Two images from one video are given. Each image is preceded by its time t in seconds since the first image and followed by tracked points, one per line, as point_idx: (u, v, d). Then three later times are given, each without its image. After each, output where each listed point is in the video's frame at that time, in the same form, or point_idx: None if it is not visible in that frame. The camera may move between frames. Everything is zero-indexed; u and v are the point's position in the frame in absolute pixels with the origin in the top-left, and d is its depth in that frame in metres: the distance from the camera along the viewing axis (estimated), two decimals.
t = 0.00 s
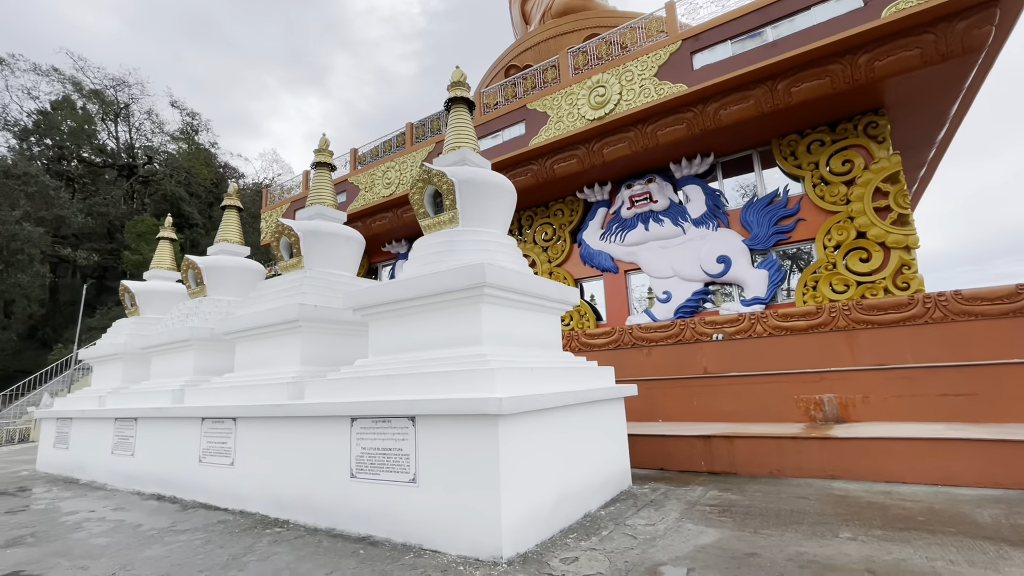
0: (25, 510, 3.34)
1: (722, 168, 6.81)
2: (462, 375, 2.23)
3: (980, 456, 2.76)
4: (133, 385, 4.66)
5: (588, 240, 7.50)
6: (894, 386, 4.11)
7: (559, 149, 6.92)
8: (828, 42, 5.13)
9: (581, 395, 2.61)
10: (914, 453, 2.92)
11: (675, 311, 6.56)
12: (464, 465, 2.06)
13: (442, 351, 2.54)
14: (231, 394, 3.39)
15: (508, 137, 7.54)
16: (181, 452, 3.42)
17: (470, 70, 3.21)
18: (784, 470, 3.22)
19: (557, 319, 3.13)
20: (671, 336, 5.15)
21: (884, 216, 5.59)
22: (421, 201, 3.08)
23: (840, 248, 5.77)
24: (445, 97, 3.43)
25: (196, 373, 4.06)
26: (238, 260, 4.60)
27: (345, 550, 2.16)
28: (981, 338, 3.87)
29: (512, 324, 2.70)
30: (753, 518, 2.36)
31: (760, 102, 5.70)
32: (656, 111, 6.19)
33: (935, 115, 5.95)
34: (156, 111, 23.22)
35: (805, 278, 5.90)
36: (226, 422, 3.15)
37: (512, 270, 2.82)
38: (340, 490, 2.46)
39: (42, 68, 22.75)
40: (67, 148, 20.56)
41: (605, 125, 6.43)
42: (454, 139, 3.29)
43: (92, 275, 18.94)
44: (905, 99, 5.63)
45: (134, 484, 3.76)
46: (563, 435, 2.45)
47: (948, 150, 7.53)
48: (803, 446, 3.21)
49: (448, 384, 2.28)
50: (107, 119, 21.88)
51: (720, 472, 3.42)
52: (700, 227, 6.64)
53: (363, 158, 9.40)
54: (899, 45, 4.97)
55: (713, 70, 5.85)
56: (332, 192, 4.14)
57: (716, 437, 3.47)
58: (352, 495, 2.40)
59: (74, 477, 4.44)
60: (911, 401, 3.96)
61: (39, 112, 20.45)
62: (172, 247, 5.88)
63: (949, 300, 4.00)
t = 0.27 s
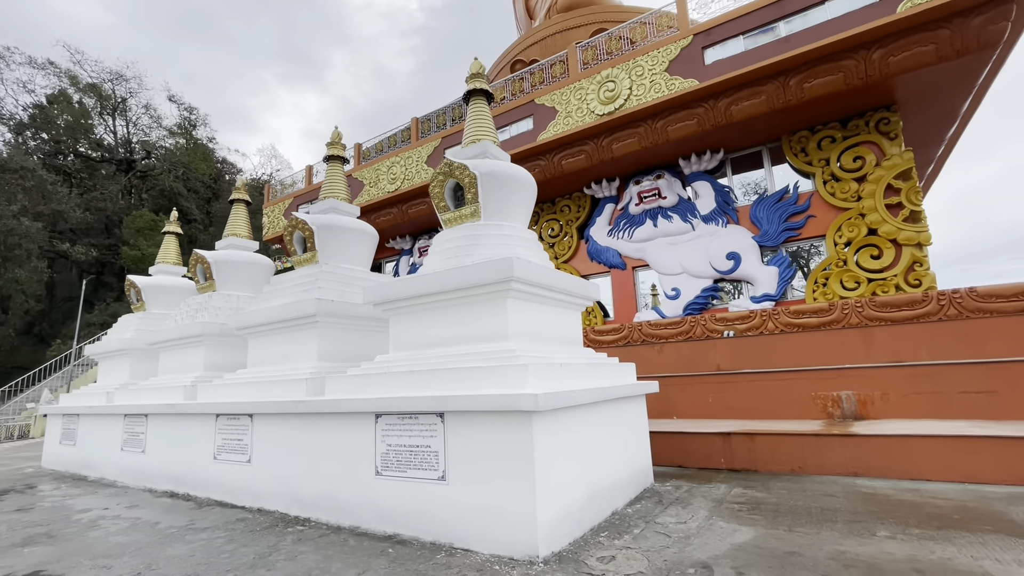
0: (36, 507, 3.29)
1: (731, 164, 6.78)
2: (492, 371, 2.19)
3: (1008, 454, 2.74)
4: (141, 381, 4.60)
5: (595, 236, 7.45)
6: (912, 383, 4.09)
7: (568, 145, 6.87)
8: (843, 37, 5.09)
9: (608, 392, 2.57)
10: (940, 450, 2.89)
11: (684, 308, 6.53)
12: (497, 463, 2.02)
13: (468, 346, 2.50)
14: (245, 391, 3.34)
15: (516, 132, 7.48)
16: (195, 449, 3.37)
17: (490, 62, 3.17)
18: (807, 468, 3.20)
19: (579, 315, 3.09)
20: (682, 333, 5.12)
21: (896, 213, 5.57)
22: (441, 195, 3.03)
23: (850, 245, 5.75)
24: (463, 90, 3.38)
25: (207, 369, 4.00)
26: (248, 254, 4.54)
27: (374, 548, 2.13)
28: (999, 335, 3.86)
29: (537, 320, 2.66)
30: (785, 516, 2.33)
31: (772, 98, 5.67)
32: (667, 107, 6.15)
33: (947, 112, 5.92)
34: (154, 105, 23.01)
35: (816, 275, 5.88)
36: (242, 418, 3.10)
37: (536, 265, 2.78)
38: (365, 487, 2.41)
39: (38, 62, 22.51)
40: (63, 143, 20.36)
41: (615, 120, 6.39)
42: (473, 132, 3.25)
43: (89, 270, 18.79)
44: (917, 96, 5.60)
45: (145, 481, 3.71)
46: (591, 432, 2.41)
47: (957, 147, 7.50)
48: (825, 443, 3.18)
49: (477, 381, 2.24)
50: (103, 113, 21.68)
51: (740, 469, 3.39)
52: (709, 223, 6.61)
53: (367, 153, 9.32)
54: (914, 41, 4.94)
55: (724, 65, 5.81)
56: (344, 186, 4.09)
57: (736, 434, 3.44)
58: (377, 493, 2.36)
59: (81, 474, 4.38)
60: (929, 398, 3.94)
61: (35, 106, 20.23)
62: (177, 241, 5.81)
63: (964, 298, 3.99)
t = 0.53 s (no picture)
0: (50, 504, 3.25)
1: (741, 161, 6.75)
2: (523, 368, 2.16)
3: None
4: (151, 378, 4.56)
5: (603, 234, 7.41)
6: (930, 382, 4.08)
7: (577, 142, 6.84)
8: (857, 33, 5.06)
9: (636, 389, 2.55)
10: (966, 449, 2.87)
11: (694, 305, 6.50)
12: (531, 460, 1.99)
13: (494, 343, 2.46)
14: (262, 388, 3.30)
15: (524, 128, 7.44)
16: (211, 446, 3.33)
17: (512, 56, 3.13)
18: (829, 466, 3.18)
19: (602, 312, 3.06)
20: (693, 331, 5.11)
21: (908, 211, 5.55)
22: (464, 190, 2.99)
23: (863, 243, 5.73)
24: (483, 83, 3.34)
25: (220, 366, 3.96)
26: (259, 251, 4.50)
27: (404, 547, 2.10)
28: (1017, 333, 3.84)
29: (564, 316, 2.62)
30: (817, 515, 2.30)
31: (785, 95, 5.64)
32: (678, 103, 6.12)
33: (959, 109, 5.90)
34: (154, 101, 22.88)
35: (827, 273, 5.86)
36: (261, 415, 3.06)
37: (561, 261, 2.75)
38: (390, 485, 2.38)
39: (36, 57, 22.36)
40: (62, 139, 20.23)
41: (625, 116, 6.35)
42: (493, 127, 3.22)
43: (89, 267, 18.69)
44: (930, 93, 5.58)
45: (159, 479, 3.68)
46: (621, 430, 2.39)
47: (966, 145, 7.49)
48: (848, 441, 3.16)
49: (508, 378, 2.21)
50: (102, 109, 21.53)
51: (760, 467, 3.37)
52: (719, 221, 6.58)
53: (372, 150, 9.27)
54: (930, 37, 4.92)
55: (737, 62, 5.78)
56: (359, 182, 4.05)
57: (757, 432, 3.42)
58: (404, 490, 2.33)
59: (92, 471, 4.34)
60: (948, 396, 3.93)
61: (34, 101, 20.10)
62: (185, 237, 5.76)
63: (980, 296, 3.99)
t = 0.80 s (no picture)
0: (66, 503, 3.22)
1: (751, 160, 6.74)
2: (557, 365, 2.14)
3: None
4: (163, 375, 4.52)
5: (612, 232, 7.38)
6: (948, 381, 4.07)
7: (587, 139, 6.81)
8: (872, 31, 5.05)
9: (666, 388, 2.53)
10: (992, 447, 2.86)
11: (704, 304, 6.49)
12: (568, 458, 1.96)
13: (524, 341, 2.44)
14: (280, 385, 3.27)
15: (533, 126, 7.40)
16: (228, 444, 3.30)
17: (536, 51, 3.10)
18: (853, 465, 3.16)
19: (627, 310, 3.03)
20: (706, 329, 5.10)
21: (921, 210, 5.54)
22: (488, 185, 2.96)
23: (875, 242, 5.72)
24: (505, 78, 3.31)
25: (234, 363, 3.93)
26: (272, 248, 4.46)
27: (437, 546, 2.07)
28: None
29: (592, 314, 2.60)
30: (851, 514, 2.28)
31: (797, 93, 5.62)
32: (689, 101, 6.10)
33: (971, 109, 5.90)
34: (153, 98, 22.76)
35: (839, 272, 5.85)
36: (281, 413, 3.03)
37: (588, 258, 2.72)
38: (419, 483, 2.35)
39: (35, 53, 22.22)
40: (61, 136, 20.11)
41: (636, 114, 6.33)
42: (515, 122, 3.19)
43: (89, 264, 18.58)
44: (943, 92, 5.57)
45: (174, 477, 3.64)
46: (652, 428, 2.36)
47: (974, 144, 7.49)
48: (872, 440, 3.14)
49: (541, 375, 2.18)
50: (102, 106, 21.41)
51: (782, 466, 3.35)
52: (730, 219, 6.56)
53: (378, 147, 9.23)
54: (945, 36, 4.91)
55: (750, 60, 5.76)
56: (375, 178, 4.01)
57: (779, 431, 3.41)
58: (434, 489, 2.30)
59: (103, 469, 4.30)
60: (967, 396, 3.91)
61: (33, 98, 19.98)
62: (194, 234, 5.72)
63: (996, 294, 3.98)
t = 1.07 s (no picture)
0: (80, 502, 3.18)
1: (761, 158, 6.72)
2: (589, 363, 2.11)
3: None
4: (173, 373, 4.48)
5: (620, 230, 7.33)
6: (965, 380, 4.05)
7: (596, 137, 6.78)
8: (886, 29, 5.02)
9: (694, 386, 2.50)
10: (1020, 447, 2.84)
11: (713, 303, 6.46)
12: (604, 457, 1.93)
13: (552, 338, 2.40)
14: (297, 383, 3.23)
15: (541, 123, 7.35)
16: (244, 443, 3.26)
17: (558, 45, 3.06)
18: (876, 464, 3.14)
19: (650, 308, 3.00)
20: (717, 328, 5.08)
21: (934, 209, 5.52)
22: (510, 182, 2.91)
23: (886, 240, 5.70)
24: (525, 73, 3.27)
25: (247, 361, 3.89)
26: (284, 245, 4.42)
27: (468, 547, 2.04)
28: None
29: (619, 311, 2.56)
30: (885, 514, 2.25)
31: (810, 91, 5.60)
32: (700, 99, 6.07)
33: (982, 108, 5.88)
34: (153, 95, 22.64)
35: (850, 270, 5.83)
36: (300, 411, 2.99)
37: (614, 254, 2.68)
38: (446, 483, 2.32)
39: (33, 50, 22.08)
40: (61, 133, 20.00)
41: (646, 112, 6.31)
42: (536, 118, 3.15)
43: (88, 262, 18.46)
44: (956, 90, 5.55)
45: (187, 476, 3.60)
46: (683, 426, 2.34)
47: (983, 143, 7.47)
48: (896, 439, 3.12)
49: (573, 373, 2.15)
50: (101, 103, 21.28)
51: (803, 465, 3.33)
52: (740, 218, 6.54)
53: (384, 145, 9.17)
54: (960, 33, 4.89)
55: (762, 57, 5.73)
56: (390, 175, 3.97)
57: (800, 430, 3.38)
58: (462, 488, 2.27)
59: (112, 468, 4.26)
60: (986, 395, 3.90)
61: (31, 95, 19.85)
62: (202, 232, 5.67)
63: (1012, 293, 3.97)
